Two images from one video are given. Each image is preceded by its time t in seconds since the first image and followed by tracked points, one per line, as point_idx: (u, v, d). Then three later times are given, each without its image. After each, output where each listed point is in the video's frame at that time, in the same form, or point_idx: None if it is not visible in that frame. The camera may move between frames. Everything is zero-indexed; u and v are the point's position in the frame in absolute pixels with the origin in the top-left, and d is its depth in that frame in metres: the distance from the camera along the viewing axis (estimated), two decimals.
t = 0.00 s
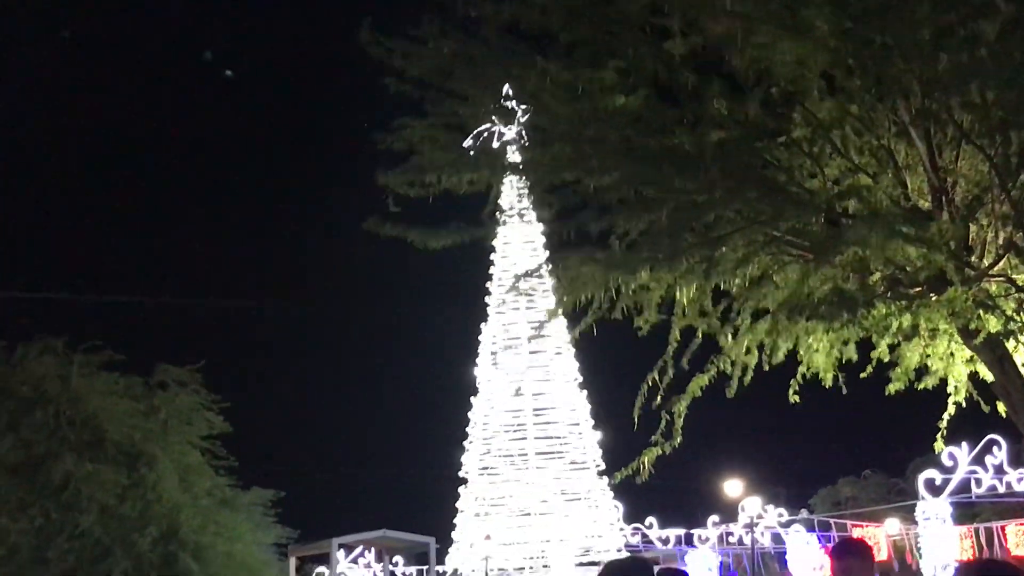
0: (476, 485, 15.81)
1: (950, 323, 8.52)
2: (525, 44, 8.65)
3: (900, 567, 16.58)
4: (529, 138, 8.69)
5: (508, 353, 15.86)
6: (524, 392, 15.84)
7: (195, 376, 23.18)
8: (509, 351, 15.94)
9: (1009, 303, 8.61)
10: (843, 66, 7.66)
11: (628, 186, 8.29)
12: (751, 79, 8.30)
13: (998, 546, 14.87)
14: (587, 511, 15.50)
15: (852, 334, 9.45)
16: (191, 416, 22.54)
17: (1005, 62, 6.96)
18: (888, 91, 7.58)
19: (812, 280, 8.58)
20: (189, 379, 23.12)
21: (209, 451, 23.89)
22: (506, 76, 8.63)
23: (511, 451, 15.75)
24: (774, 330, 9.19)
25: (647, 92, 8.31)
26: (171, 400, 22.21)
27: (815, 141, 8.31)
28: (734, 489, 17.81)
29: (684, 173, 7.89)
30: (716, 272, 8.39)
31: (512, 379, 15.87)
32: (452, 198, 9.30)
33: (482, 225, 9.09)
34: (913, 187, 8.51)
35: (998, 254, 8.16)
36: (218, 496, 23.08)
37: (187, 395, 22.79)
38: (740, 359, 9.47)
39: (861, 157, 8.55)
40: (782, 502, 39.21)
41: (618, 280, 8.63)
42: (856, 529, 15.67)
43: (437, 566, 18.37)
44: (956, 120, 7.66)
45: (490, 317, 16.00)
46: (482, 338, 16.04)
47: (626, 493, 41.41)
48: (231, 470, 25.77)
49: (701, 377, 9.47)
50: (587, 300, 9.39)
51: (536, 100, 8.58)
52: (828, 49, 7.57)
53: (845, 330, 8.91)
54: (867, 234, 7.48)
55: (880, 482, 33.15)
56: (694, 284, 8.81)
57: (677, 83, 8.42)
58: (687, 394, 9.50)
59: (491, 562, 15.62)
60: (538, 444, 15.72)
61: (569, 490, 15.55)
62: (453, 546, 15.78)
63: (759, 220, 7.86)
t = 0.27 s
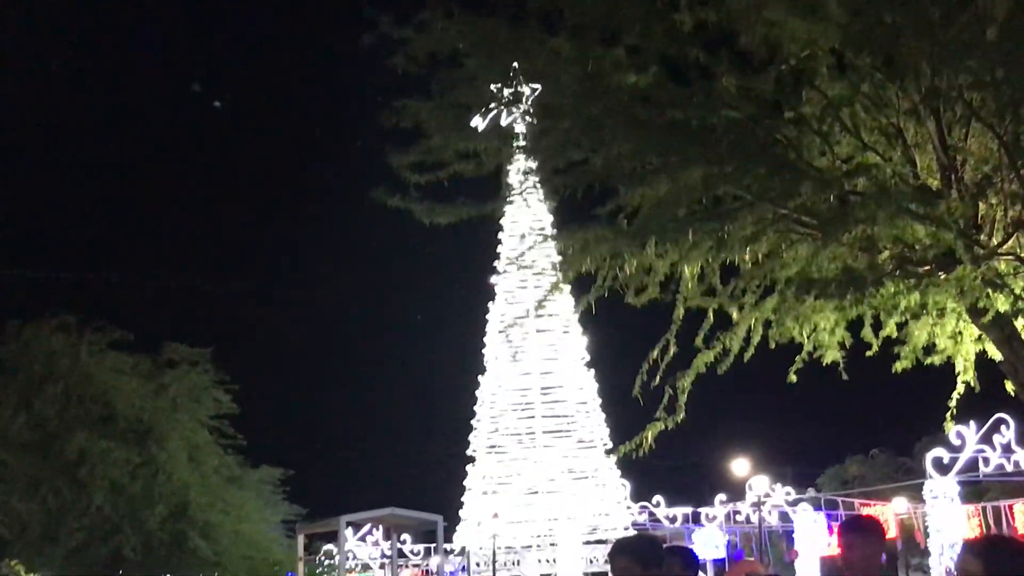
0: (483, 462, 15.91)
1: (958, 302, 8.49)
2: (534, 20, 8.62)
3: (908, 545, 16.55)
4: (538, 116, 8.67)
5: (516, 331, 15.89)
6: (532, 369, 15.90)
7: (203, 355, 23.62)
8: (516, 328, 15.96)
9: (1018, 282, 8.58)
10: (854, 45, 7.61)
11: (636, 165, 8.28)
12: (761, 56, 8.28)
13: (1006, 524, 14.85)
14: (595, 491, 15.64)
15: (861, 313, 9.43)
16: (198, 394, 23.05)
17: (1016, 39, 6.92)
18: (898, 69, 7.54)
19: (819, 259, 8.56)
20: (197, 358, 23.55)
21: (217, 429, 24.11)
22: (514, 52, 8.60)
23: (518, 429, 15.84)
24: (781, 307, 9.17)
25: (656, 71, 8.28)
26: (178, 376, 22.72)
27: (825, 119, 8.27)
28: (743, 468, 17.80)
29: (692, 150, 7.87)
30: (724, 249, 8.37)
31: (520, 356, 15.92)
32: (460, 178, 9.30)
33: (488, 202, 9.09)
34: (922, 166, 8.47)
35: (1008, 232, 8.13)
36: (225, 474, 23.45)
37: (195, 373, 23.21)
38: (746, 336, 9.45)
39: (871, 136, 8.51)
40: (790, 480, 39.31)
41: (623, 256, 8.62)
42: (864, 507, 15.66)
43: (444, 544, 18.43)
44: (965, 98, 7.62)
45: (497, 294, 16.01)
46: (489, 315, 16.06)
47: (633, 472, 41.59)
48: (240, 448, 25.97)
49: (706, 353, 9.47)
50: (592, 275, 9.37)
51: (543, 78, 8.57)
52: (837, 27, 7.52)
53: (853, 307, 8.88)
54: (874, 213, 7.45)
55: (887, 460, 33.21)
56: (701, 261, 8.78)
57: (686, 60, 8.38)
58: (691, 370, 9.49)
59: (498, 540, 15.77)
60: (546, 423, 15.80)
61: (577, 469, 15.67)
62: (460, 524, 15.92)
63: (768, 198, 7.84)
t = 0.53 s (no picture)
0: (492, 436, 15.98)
1: (968, 278, 8.48)
2: None
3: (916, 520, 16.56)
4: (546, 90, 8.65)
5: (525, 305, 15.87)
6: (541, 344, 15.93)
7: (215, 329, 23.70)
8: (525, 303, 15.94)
9: None
10: (864, 19, 7.58)
11: (645, 140, 8.26)
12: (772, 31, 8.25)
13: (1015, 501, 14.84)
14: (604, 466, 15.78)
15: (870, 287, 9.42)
16: (210, 368, 23.11)
17: None
18: (908, 44, 7.51)
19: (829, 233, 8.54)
20: (209, 333, 23.65)
21: (227, 403, 24.23)
22: (523, 28, 8.59)
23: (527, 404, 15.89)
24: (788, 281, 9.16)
25: (667, 47, 8.24)
26: (190, 350, 22.80)
27: (835, 94, 8.24)
28: (751, 443, 17.81)
29: (701, 126, 7.85)
30: (733, 224, 8.35)
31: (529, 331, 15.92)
32: (470, 153, 9.32)
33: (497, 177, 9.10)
34: (933, 141, 8.44)
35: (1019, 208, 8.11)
36: (236, 448, 23.55)
37: (207, 347, 23.29)
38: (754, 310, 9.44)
39: (882, 111, 8.48)
40: (798, 454, 39.39)
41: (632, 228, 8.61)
42: (873, 482, 15.66)
43: (452, 517, 18.51)
44: (977, 73, 7.57)
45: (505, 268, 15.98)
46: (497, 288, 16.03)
47: (642, 447, 41.71)
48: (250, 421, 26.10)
49: (714, 327, 9.47)
50: (599, 249, 9.37)
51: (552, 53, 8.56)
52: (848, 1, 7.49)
53: (862, 282, 8.87)
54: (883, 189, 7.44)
55: (896, 436, 33.25)
56: (710, 235, 8.77)
57: (697, 35, 8.35)
58: (698, 344, 9.50)
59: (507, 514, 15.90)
60: (555, 397, 15.85)
61: (587, 444, 15.79)
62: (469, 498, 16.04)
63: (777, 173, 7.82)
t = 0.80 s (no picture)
0: (500, 412, 16.73)
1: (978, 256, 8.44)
2: None
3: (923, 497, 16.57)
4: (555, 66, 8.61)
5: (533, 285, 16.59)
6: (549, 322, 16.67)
7: (224, 305, 23.68)
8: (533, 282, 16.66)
9: None
10: None
11: (655, 116, 8.23)
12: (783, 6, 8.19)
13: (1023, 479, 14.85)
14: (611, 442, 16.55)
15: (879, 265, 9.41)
16: (219, 344, 23.11)
17: None
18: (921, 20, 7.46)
19: (838, 210, 8.52)
20: (217, 309, 23.64)
21: (236, 378, 24.27)
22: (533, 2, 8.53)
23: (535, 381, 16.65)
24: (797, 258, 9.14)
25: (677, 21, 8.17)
26: (200, 326, 22.80)
27: (846, 69, 8.20)
28: (759, 420, 17.81)
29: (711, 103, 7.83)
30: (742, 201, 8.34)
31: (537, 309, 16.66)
32: (477, 131, 9.32)
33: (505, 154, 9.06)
34: (943, 118, 8.42)
35: None
36: (245, 424, 23.60)
37: (216, 323, 23.29)
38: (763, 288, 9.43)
39: (892, 87, 8.46)
40: (804, 432, 39.44)
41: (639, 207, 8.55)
42: (880, 459, 15.67)
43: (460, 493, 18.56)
44: (988, 49, 7.56)
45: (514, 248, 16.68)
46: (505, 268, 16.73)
47: (649, 424, 41.77)
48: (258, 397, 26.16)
49: (722, 305, 9.46)
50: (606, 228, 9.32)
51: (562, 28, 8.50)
52: None
53: (871, 259, 8.86)
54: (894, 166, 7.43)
55: (902, 413, 33.28)
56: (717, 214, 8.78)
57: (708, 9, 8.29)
58: (707, 321, 9.50)
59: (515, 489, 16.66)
60: (563, 375, 16.61)
61: (594, 421, 16.56)
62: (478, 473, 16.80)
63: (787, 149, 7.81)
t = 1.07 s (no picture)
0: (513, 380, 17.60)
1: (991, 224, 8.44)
2: None
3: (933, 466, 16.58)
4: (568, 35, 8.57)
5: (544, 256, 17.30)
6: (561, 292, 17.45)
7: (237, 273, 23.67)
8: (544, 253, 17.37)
9: None
10: None
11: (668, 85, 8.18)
12: None
13: None
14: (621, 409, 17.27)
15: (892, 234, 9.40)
16: (232, 312, 23.12)
17: None
18: None
19: (851, 180, 8.50)
20: (231, 276, 23.63)
21: (248, 346, 24.31)
22: None
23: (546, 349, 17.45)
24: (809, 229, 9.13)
25: None
26: (214, 293, 22.80)
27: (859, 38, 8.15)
28: (769, 389, 17.83)
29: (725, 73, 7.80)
30: (754, 171, 8.32)
31: (549, 280, 17.41)
32: (489, 101, 9.30)
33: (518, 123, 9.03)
34: (956, 86, 8.39)
35: None
36: (257, 391, 23.66)
37: (229, 290, 23.30)
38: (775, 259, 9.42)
39: (905, 55, 8.43)
40: (816, 400, 39.44)
41: (649, 178, 8.51)
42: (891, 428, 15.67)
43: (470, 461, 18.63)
44: (1003, 17, 7.53)
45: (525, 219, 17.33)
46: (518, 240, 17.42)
47: (660, 392, 41.79)
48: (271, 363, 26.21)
49: (735, 276, 9.46)
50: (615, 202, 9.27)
51: None
52: None
53: (883, 229, 8.85)
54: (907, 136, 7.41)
55: (914, 382, 33.25)
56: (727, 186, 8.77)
57: None
58: (720, 293, 9.49)
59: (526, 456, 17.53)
60: (574, 343, 17.36)
61: (604, 389, 17.31)
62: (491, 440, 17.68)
63: (800, 119, 7.79)
